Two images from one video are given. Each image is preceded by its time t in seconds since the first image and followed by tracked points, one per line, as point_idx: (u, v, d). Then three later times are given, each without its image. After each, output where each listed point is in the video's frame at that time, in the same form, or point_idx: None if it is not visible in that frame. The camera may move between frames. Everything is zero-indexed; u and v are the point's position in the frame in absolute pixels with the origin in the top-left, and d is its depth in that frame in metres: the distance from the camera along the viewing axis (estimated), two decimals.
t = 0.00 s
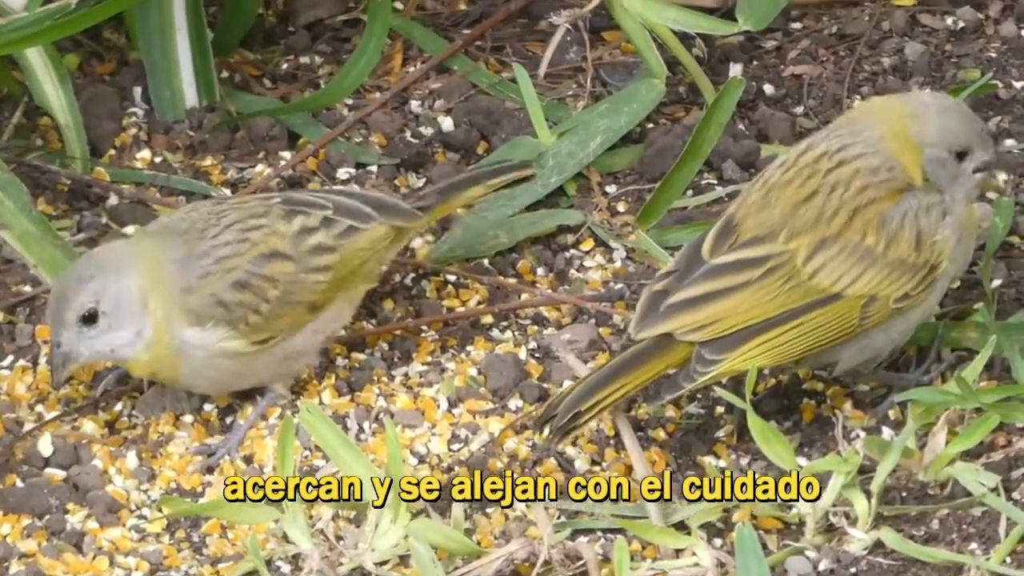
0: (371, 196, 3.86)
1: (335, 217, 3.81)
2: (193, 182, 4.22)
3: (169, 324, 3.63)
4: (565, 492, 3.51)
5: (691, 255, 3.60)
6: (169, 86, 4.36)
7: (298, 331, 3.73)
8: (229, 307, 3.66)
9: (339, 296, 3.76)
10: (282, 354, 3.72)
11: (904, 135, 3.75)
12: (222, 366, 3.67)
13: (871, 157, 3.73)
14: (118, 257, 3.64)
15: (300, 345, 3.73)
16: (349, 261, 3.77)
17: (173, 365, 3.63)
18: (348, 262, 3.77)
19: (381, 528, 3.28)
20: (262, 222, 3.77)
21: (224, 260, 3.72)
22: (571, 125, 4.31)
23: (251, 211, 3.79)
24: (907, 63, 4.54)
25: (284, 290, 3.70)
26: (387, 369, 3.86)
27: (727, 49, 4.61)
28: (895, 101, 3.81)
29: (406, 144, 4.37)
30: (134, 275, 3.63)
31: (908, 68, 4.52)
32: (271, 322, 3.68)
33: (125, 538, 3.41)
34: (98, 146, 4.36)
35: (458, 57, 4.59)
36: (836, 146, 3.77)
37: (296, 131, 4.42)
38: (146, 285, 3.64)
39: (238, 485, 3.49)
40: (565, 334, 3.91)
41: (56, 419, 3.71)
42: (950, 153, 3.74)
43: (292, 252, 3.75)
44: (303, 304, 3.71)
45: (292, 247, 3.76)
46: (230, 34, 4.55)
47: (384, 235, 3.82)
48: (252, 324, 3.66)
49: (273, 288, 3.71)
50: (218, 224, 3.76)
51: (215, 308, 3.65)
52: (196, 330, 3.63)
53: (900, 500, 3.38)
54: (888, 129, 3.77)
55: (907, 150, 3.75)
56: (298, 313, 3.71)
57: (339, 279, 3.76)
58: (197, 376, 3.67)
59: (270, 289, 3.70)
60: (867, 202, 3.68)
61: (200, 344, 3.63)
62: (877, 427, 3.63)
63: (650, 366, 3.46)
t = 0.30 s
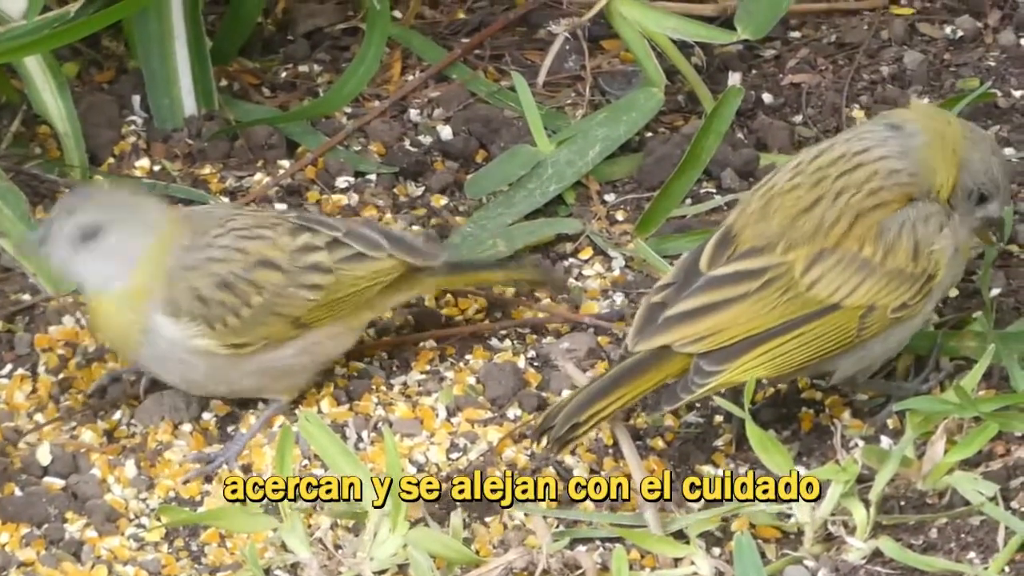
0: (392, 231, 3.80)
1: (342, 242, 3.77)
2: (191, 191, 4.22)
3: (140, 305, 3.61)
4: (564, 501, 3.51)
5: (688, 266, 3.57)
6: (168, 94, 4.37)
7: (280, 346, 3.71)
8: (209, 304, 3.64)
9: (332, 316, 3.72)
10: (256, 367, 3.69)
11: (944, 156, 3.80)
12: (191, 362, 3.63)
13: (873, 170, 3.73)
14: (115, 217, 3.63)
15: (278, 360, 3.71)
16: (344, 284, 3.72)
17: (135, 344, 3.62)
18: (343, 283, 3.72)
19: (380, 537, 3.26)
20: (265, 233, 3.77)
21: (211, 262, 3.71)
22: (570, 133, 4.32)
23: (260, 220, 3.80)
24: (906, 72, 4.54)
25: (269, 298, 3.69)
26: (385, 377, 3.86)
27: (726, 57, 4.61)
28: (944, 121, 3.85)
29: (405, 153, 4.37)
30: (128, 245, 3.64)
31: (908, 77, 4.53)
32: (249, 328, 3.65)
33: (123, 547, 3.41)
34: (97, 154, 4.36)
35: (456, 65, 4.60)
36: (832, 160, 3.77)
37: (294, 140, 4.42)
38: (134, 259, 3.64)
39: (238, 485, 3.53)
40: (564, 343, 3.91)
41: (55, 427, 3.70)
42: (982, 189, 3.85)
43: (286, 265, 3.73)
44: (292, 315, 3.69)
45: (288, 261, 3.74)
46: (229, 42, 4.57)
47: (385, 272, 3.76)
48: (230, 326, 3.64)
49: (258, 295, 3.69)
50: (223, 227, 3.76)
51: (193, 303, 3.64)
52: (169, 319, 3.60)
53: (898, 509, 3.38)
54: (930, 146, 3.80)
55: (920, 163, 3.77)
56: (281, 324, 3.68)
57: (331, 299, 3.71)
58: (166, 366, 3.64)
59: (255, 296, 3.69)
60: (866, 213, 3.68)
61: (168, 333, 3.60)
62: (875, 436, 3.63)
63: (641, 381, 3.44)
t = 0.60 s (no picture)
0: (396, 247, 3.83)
1: (347, 255, 3.82)
2: (193, 195, 4.21)
3: (146, 301, 3.66)
4: (565, 506, 3.51)
5: (669, 278, 3.52)
6: (170, 99, 4.38)
7: (282, 355, 3.72)
8: (217, 307, 3.68)
9: (333, 328, 3.75)
10: (253, 375, 3.70)
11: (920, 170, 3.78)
12: (193, 365, 3.64)
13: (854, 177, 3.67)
14: (128, 213, 3.70)
15: (277, 369, 3.72)
16: (350, 296, 3.77)
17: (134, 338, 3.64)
18: (350, 293, 3.77)
19: (382, 541, 3.24)
20: (275, 238, 3.82)
21: (221, 263, 3.76)
22: (573, 138, 4.32)
23: (268, 226, 3.84)
24: (908, 78, 4.54)
25: (277, 304, 3.72)
26: (387, 382, 3.86)
27: (728, 62, 4.62)
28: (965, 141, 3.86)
29: (407, 157, 4.38)
30: (138, 242, 3.71)
31: (909, 82, 4.53)
32: (257, 333, 3.68)
33: (125, 551, 3.41)
34: (98, 159, 4.37)
35: (458, 69, 4.60)
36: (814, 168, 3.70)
37: (296, 144, 4.42)
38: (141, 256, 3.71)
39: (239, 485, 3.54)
40: (566, 348, 3.91)
41: (56, 432, 3.70)
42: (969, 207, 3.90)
43: (293, 272, 3.78)
44: (295, 323, 3.71)
45: (294, 268, 3.78)
46: (230, 49, 4.56)
47: (390, 288, 3.80)
48: (237, 330, 3.66)
49: (265, 299, 3.73)
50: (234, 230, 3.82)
51: (201, 303, 3.68)
52: (176, 321, 3.63)
53: (900, 514, 3.38)
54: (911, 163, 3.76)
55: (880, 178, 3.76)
56: (285, 332, 3.70)
57: (336, 310, 3.75)
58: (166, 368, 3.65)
59: (264, 301, 3.73)
60: (847, 219, 3.61)
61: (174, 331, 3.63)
62: (877, 441, 3.63)
63: (639, 390, 3.41)
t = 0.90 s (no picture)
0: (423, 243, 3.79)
1: (372, 251, 3.78)
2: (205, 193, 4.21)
3: (162, 296, 3.68)
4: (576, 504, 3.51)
5: (649, 272, 3.56)
6: (181, 95, 4.38)
7: (302, 351, 3.73)
8: (234, 303, 3.69)
9: (357, 324, 3.74)
10: (276, 371, 3.72)
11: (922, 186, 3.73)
12: (212, 360, 3.67)
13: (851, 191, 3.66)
14: (140, 211, 3.71)
15: (298, 366, 3.73)
16: (372, 292, 3.74)
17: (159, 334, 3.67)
18: (372, 291, 3.74)
19: (393, 540, 3.25)
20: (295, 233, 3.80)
21: (238, 260, 3.76)
22: (584, 136, 4.32)
23: (289, 222, 3.82)
24: (919, 76, 4.53)
25: (295, 299, 3.72)
26: (398, 380, 3.88)
27: (739, 61, 4.61)
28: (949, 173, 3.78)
29: (419, 155, 4.38)
30: (152, 238, 3.72)
31: (921, 81, 4.52)
32: (275, 328, 3.69)
33: (136, 549, 3.42)
34: (109, 156, 4.37)
35: (470, 67, 4.60)
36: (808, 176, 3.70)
37: (308, 142, 4.43)
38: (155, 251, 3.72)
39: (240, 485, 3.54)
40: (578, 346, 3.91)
41: (68, 430, 3.71)
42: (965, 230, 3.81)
43: (314, 268, 3.76)
44: (314, 320, 3.71)
45: (315, 264, 3.77)
46: (241, 45, 4.57)
47: (417, 284, 3.76)
48: (254, 325, 3.68)
49: (284, 295, 3.73)
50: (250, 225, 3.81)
51: (219, 300, 3.69)
52: (194, 315, 3.66)
53: (912, 513, 3.37)
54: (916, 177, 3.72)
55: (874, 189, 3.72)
56: (304, 328, 3.71)
57: (356, 308, 3.73)
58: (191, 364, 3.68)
59: (281, 296, 3.73)
60: (835, 229, 3.62)
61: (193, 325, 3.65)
62: (888, 440, 3.63)
63: (596, 381, 3.46)
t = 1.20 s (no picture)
0: (460, 243, 3.74)
1: (405, 250, 3.74)
2: (220, 189, 4.23)
3: (165, 313, 3.78)
4: (590, 499, 3.51)
5: (685, 274, 3.51)
6: (195, 91, 4.39)
7: (329, 352, 3.72)
8: (252, 308, 3.71)
9: (385, 325, 3.70)
10: (307, 373, 3.72)
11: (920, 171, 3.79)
12: (240, 364, 3.70)
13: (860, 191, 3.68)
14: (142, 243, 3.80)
15: (330, 368, 3.73)
16: (401, 295, 3.69)
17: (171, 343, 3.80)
18: (400, 293, 3.69)
19: (407, 535, 3.25)
20: (314, 238, 3.77)
21: (250, 260, 3.77)
22: (598, 132, 4.33)
23: (311, 225, 3.80)
24: (934, 72, 4.52)
25: (315, 303, 3.70)
26: (413, 376, 3.89)
27: (753, 57, 4.62)
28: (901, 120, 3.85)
29: (432, 151, 4.38)
30: (128, 266, 3.83)
31: (935, 77, 4.51)
32: (297, 331, 3.69)
33: (150, 545, 3.43)
34: (123, 152, 4.39)
35: (484, 63, 4.60)
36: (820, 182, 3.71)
37: (322, 138, 4.44)
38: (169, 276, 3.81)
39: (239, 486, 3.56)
40: (592, 341, 3.91)
41: (82, 425, 3.72)
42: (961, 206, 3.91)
43: (337, 270, 3.73)
44: (339, 323, 3.69)
45: (338, 267, 3.74)
46: (257, 40, 4.59)
47: (451, 284, 3.71)
48: (274, 329, 3.68)
49: (303, 298, 3.71)
50: (265, 231, 3.80)
51: (233, 304, 3.72)
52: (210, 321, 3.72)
53: (926, 508, 3.38)
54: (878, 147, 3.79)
55: (867, 166, 3.74)
56: (326, 331, 3.69)
57: (384, 309, 3.69)
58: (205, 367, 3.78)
59: (301, 300, 3.71)
60: (855, 226, 3.62)
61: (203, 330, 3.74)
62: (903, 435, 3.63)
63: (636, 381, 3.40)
